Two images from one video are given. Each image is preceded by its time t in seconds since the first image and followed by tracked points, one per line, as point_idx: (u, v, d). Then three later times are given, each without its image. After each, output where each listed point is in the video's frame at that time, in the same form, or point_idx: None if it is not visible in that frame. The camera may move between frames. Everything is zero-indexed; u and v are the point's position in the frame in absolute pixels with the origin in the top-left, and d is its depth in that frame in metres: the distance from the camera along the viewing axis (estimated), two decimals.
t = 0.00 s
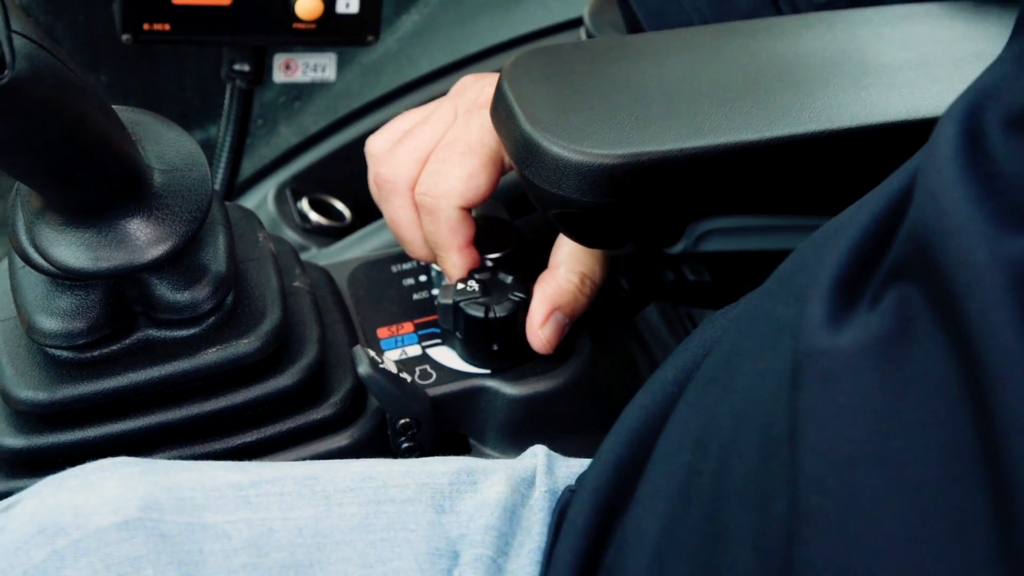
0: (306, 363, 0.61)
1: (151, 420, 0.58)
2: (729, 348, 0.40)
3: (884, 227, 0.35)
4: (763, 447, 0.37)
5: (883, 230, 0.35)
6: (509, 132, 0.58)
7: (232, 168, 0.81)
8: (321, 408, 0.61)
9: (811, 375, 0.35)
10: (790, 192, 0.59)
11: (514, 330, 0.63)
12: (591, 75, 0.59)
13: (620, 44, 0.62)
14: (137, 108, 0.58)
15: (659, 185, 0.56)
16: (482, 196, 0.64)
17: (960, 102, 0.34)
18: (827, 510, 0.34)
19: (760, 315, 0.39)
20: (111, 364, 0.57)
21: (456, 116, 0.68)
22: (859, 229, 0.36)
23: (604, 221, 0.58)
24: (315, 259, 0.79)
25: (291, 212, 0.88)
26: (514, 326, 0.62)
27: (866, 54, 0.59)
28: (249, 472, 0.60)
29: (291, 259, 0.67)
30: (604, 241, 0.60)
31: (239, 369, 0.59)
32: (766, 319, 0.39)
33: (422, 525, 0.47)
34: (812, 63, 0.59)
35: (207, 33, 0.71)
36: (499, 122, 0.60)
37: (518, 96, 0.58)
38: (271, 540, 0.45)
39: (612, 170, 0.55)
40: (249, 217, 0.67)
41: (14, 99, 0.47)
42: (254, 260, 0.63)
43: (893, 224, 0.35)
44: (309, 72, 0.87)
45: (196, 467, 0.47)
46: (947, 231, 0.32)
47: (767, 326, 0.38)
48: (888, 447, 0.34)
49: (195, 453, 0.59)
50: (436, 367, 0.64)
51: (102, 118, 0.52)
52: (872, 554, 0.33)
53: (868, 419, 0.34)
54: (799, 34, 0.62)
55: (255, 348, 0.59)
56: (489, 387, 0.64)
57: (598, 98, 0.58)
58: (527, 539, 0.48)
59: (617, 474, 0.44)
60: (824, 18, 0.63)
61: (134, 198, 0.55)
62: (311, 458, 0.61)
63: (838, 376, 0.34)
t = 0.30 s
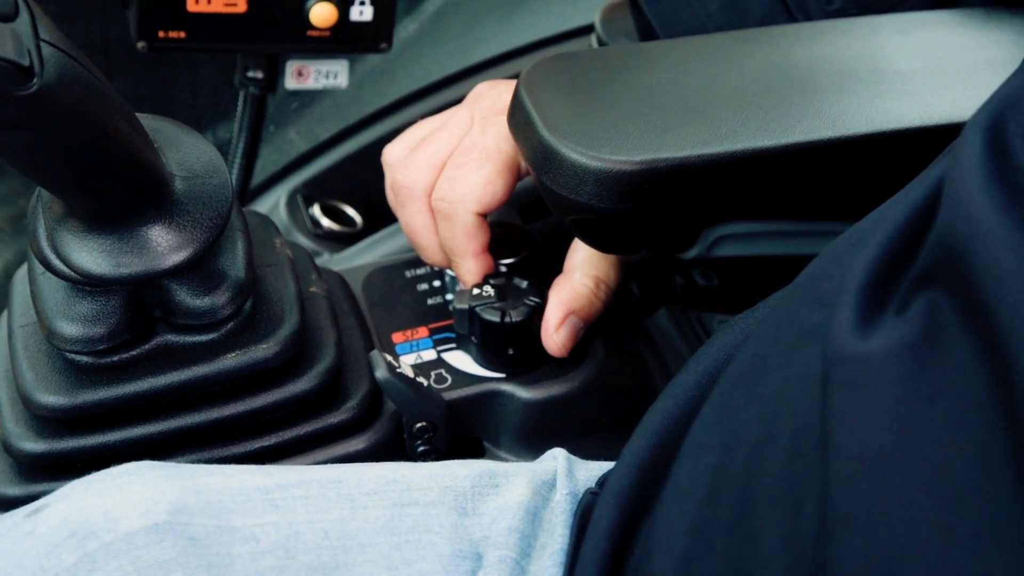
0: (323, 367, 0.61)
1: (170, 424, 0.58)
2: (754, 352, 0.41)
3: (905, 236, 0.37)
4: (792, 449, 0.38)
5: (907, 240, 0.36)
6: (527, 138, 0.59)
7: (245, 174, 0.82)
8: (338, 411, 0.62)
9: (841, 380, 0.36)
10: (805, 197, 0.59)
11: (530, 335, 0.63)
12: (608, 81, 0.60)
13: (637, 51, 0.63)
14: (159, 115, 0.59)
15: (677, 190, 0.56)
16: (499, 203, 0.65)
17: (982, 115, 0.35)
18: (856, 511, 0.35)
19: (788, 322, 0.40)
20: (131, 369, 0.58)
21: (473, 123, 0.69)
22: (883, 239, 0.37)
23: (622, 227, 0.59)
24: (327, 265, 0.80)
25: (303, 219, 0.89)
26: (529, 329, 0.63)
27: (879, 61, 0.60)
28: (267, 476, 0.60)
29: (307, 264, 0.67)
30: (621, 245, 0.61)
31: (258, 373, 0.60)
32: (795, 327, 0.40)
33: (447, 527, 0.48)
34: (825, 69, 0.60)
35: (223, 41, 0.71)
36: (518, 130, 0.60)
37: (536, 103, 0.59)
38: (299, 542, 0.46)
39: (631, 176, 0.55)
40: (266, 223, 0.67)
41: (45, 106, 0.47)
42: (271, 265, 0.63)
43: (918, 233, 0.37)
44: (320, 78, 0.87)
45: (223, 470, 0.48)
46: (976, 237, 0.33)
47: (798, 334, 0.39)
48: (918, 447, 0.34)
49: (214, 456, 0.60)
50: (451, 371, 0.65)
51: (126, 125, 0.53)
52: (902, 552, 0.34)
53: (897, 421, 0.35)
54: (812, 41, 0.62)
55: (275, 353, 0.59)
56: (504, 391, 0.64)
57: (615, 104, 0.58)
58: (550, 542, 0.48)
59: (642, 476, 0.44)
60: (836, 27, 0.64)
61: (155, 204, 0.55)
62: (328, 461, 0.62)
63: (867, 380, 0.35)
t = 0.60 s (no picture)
0: (340, 370, 0.61)
1: (189, 428, 0.59)
2: (779, 355, 0.41)
3: (930, 240, 0.37)
4: (820, 451, 0.38)
5: (932, 244, 0.37)
6: (544, 143, 0.59)
7: (257, 178, 0.82)
8: (355, 414, 0.62)
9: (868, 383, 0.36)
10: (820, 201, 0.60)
11: (545, 338, 0.63)
12: (625, 86, 0.60)
13: (653, 58, 0.63)
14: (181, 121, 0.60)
15: (695, 194, 0.57)
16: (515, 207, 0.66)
17: (1007, 120, 0.36)
18: (890, 513, 0.35)
19: (815, 324, 0.40)
20: (150, 372, 0.58)
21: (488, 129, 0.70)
22: (909, 243, 0.37)
23: (639, 230, 0.59)
24: (341, 268, 0.80)
25: (315, 222, 0.89)
26: (545, 333, 0.63)
27: (892, 66, 0.61)
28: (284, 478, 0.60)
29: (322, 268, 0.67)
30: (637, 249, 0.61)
31: (277, 376, 0.60)
32: (821, 329, 0.40)
33: (469, 529, 0.48)
34: (839, 74, 0.60)
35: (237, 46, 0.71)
36: (534, 135, 0.60)
37: (553, 108, 0.59)
38: (324, 543, 0.46)
39: (648, 180, 0.56)
40: (281, 227, 0.68)
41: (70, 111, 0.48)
42: (288, 268, 0.64)
43: (942, 237, 0.37)
44: (332, 83, 0.86)
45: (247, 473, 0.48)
46: (1005, 242, 0.33)
47: (827, 337, 0.40)
48: (947, 451, 0.35)
49: (233, 459, 0.60)
50: (467, 374, 0.65)
51: (146, 130, 0.53)
52: (936, 554, 0.34)
53: (926, 425, 0.35)
54: (825, 45, 0.63)
55: (292, 356, 0.60)
56: (519, 393, 0.64)
57: (632, 109, 0.59)
58: (571, 542, 0.49)
59: (666, 477, 0.45)
60: (849, 31, 0.64)
61: (175, 209, 0.56)
62: (345, 464, 0.62)
63: (896, 385, 0.35)
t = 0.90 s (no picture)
0: (356, 371, 0.61)
1: (204, 428, 0.59)
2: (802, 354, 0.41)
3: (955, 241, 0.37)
4: (846, 449, 0.38)
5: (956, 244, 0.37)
6: (560, 145, 0.60)
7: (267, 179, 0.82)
8: (370, 415, 0.62)
9: (896, 382, 0.36)
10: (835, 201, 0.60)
11: (559, 338, 0.64)
12: (639, 87, 0.60)
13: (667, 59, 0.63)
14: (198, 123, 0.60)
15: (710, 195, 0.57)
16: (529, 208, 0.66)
17: None
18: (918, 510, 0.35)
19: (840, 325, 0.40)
20: (166, 373, 0.58)
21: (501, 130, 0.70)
22: (933, 244, 0.37)
23: (654, 231, 0.59)
24: (352, 270, 0.80)
25: (324, 223, 0.89)
26: (559, 333, 0.64)
27: (905, 67, 0.61)
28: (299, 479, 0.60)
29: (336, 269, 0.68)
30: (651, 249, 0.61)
31: (292, 377, 0.60)
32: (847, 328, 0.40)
33: (490, 528, 0.48)
34: (852, 74, 0.61)
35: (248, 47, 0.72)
36: (549, 136, 0.61)
37: (569, 109, 0.60)
38: (346, 543, 0.46)
39: (664, 181, 0.56)
40: (295, 228, 0.68)
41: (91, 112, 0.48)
42: (303, 270, 0.64)
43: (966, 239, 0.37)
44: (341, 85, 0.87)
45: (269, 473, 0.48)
46: None
47: (852, 336, 0.40)
48: (975, 448, 0.35)
49: (248, 459, 0.60)
50: (480, 375, 0.65)
51: (165, 131, 0.53)
52: (966, 551, 0.34)
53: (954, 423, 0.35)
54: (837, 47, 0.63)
55: (308, 357, 0.60)
56: (533, 394, 0.65)
57: (647, 109, 0.59)
58: (591, 542, 0.49)
59: (687, 475, 0.45)
60: (861, 33, 0.64)
61: (191, 211, 0.56)
62: (360, 465, 0.62)
63: (922, 383, 0.35)
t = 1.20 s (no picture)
0: (368, 371, 0.62)
1: (217, 428, 0.59)
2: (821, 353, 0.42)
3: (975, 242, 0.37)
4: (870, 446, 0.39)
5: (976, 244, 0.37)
6: (572, 145, 0.60)
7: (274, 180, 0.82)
8: (382, 415, 0.62)
9: (919, 380, 0.36)
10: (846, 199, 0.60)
11: (570, 337, 0.64)
12: (650, 86, 0.61)
13: (678, 57, 0.63)
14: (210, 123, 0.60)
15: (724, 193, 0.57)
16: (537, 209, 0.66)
17: None
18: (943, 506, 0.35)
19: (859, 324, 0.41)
20: (179, 373, 0.58)
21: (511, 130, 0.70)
22: (953, 244, 0.37)
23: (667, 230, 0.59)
24: (361, 270, 0.80)
25: (332, 223, 0.90)
26: (570, 332, 0.64)
27: (915, 66, 0.61)
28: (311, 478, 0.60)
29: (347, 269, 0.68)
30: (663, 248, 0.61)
31: (305, 377, 0.60)
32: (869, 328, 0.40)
33: (506, 526, 0.48)
34: (862, 74, 0.61)
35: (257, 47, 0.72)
36: (562, 137, 0.61)
37: (580, 108, 0.60)
38: (364, 541, 0.46)
39: (677, 180, 0.56)
40: (305, 229, 0.68)
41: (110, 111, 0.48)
42: (315, 271, 0.64)
43: (986, 240, 0.37)
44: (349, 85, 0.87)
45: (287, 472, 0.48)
46: None
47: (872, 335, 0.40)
48: (1000, 445, 0.35)
49: (261, 459, 0.60)
50: (491, 374, 0.65)
51: (181, 131, 0.53)
52: (993, 547, 0.34)
53: (978, 420, 0.35)
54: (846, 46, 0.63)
55: (320, 357, 0.60)
56: (544, 394, 0.65)
57: (659, 108, 0.59)
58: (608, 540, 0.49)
59: (706, 473, 0.45)
60: (871, 32, 0.64)
61: (205, 210, 0.56)
62: (372, 464, 0.62)
63: (945, 381, 0.36)
